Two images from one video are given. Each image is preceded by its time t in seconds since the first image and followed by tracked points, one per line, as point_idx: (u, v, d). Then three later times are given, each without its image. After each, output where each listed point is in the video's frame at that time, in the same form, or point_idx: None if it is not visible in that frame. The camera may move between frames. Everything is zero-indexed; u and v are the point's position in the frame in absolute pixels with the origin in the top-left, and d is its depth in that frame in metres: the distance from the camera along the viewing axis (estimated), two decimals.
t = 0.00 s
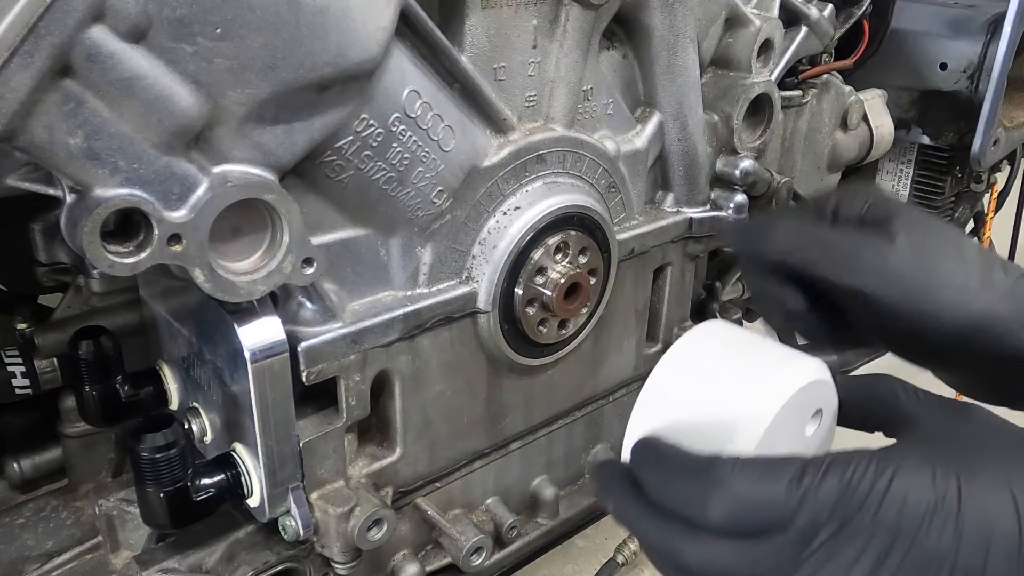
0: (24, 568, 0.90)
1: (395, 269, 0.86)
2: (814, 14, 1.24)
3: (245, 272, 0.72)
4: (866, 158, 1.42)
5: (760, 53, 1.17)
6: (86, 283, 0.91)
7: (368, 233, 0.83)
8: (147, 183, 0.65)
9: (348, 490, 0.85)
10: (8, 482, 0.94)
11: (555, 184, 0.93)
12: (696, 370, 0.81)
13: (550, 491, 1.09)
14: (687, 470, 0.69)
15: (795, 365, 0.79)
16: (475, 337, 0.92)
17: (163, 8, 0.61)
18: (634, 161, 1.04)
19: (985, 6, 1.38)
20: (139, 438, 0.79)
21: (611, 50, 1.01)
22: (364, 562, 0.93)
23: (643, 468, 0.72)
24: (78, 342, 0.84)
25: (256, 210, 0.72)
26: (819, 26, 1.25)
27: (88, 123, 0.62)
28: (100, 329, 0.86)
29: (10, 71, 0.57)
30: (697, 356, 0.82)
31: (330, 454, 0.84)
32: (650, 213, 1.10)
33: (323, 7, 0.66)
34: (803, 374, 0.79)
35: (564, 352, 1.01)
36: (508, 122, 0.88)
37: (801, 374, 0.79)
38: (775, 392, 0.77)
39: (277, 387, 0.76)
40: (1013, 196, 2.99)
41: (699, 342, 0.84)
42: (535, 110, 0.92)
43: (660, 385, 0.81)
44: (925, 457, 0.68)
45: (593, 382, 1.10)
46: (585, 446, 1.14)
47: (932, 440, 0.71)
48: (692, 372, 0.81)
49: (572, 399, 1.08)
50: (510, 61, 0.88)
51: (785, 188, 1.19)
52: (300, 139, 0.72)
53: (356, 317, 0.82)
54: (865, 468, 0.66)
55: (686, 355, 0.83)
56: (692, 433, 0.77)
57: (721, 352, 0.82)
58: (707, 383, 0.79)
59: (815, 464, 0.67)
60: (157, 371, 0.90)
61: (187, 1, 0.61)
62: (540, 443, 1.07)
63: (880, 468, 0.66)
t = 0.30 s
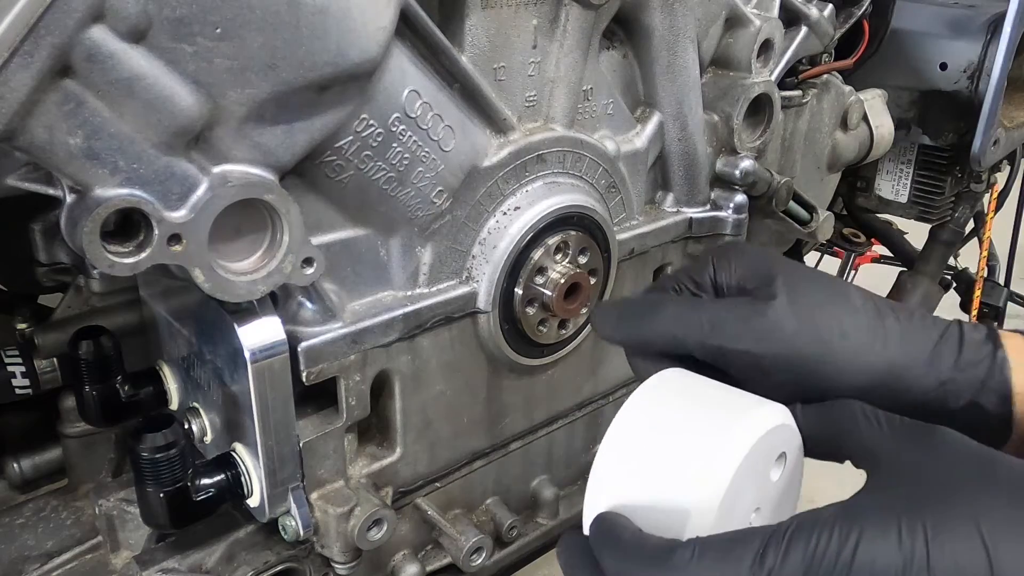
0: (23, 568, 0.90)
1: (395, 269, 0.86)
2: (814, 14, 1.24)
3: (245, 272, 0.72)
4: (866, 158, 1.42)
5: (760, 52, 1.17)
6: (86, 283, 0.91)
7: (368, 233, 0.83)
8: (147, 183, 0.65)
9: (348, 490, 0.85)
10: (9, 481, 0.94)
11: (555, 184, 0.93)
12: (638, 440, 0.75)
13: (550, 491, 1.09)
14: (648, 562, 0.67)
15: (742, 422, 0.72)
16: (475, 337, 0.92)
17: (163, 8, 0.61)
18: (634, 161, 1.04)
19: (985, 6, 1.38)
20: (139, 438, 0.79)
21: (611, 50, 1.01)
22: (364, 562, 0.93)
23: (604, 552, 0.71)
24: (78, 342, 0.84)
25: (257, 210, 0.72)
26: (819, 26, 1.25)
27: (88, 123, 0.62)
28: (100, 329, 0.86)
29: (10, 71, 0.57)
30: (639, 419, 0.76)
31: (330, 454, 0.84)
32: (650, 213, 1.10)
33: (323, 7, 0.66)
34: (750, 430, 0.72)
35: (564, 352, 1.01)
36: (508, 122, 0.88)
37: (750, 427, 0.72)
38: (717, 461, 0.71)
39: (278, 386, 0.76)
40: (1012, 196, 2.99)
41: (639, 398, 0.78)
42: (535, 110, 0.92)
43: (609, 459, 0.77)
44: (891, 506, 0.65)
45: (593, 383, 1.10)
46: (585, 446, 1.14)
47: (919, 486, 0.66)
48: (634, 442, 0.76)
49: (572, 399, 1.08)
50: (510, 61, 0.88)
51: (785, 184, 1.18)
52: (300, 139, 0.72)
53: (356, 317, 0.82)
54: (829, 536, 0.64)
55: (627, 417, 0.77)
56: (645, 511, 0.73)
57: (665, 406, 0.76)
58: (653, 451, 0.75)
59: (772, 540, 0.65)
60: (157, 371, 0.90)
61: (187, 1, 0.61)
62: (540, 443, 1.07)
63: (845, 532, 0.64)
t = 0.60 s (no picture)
0: (24, 569, 0.90)
1: (395, 269, 0.86)
2: (815, 14, 1.24)
3: (245, 272, 0.72)
4: (866, 158, 1.42)
5: (760, 53, 1.17)
6: (86, 283, 0.91)
7: (368, 233, 0.83)
8: (147, 183, 0.65)
9: (348, 490, 0.85)
10: (8, 482, 0.94)
11: (555, 184, 0.93)
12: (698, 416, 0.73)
13: (551, 491, 1.09)
14: (677, 501, 0.66)
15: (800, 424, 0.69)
16: (475, 337, 0.92)
17: (163, 7, 0.61)
18: (634, 161, 1.04)
19: (986, 6, 1.37)
20: (139, 438, 0.79)
21: (611, 50, 1.01)
22: (364, 562, 0.93)
23: (632, 495, 0.69)
24: (78, 342, 0.84)
25: (257, 210, 0.72)
26: (819, 26, 1.25)
27: (88, 123, 0.62)
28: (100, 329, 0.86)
29: (10, 70, 0.57)
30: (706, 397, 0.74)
31: (330, 454, 0.84)
32: (650, 213, 1.10)
33: (323, 7, 0.66)
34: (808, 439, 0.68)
35: (564, 352, 1.01)
36: (508, 122, 0.88)
37: (802, 431, 0.68)
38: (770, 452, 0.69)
39: (278, 387, 0.76)
40: (1012, 196, 2.99)
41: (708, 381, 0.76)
42: (535, 110, 0.92)
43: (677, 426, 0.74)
44: (944, 493, 0.64)
45: (593, 383, 1.10)
46: (585, 446, 1.14)
47: (929, 447, 0.71)
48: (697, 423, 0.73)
49: (573, 399, 1.08)
50: (509, 61, 0.88)
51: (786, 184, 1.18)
52: (300, 139, 0.72)
53: (356, 317, 0.82)
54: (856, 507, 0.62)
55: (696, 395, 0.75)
56: (691, 464, 0.71)
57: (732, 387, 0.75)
58: (722, 431, 0.71)
59: (804, 504, 0.63)
60: (157, 371, 0.90)
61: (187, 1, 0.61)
62: (540, 443, 1.07)
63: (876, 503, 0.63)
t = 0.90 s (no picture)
0: (24, 568, 0.89)
1: (395, 269, 0.86)
2: (815, 14, 1.24)
3: (245, 272, 0.72)
4: (866, 158, 1.42)
5: (760, 53, 1.17)
6: (86, 282, 0.91)
7: (368, 233, 0.83)
8: (147, 183, 0.65)
9: (348, 490, 0.85)
10: (9, 481, 0.96)
11: (555, 184, 0.93)
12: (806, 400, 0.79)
13: (551, 491, 1.09)
14: (775, 482, 0.75)
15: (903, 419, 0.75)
16: (475, 336, 0.92)
17: (163, 7, 0.61)
18: (634, 161, 1.04)
19: (986, 6, 1.37)
20: (139, 438, 0.79)
21: (611, 50, 1.01)
22: (364, 561, 0.93)
23: (741, 475, 0.78)
24: (78, 342, 0.84)
25: (257, 210, 0.72)
26: (819, 26, 1.25)
27: (88, 123, 0.62)
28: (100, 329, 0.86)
29: (9, 70, 0.57)
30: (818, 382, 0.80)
31: (330, 454, 0.84)
32: (650, 213, 1.10)
33: (324, 7, 0.66)
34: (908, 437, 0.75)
35: (564, 352, 1.01)
36: (508, 122, 0.88)
37: (910, 430, 0.74)
38: (869, 443, 0.75)
39: (278, 387, 0.76)
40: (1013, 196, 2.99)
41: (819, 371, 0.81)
42: (535, 110, 0.92)
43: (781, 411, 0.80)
44: None
45: (594, 383, 1.10)
46: (585, 446, 1.14)
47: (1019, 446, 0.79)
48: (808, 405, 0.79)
49: (573, 399, 1.08)
50: (509, 61, 0.88)
51: (785, 184, 1.18)
52: (300, 139, 0.72)
53: (356, 317, 0.82)
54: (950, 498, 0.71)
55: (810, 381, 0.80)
56: (791, 451, 0.79)
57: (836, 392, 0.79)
58: (823, 418, 0.77)
59: (896, 494, 0.71)
60: (157, 371, 0.90)
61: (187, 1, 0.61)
62: (541, 443, 1.07)
63: (970, 495, 0.72)
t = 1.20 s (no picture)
0: (24, 568, 0.88)
1: (395, 269, 0.86)
2: (815, 14, 1.24)
3: (245, 271, 0.72)
4: (866, 158, 1.42)
5: (760, 53, 1.17)
6: (86, 282, 0.91)
7: (368, 233, 0.83)
8: (147, 183, 0.65)
9: (347, 490, 0.85)
10: (9, 481, 0.96)
11: (555, 184, 0.93)
12: (849, 439, 0.73)
13: (551, 491, 1.09)
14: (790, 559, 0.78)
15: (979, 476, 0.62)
16: (475, 336, 0.92)
17: (163, 8, 0.61)
18: (633, 160, 1.04)
19: (986, 6, 1.37)
20: (139, 438, 0.79)
21: (611, 50, 1.01)
22: (364, 562, 0.93)
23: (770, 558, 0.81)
24: (78, 342, 0.84)
25: (257, 210, 0.72)
26: (819, 26, 1.25)
27: (88, 123, 0.62)
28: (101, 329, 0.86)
29: (9, 70, 0.57)
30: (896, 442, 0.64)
31: (330, 454, 0.84)
32: (650, 213, 1.10)
33: (323, 7, 0.66)
34: (988, 495, 0.61)
35: (564, 352, 1.01)
36: (508, 122, 0.88)
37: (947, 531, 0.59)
38: (938, 499, 0.61)
39: (278, 387, 0.76)
40: (1012, 196, 2.99)
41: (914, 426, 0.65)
42: (535, 110, 0.92)
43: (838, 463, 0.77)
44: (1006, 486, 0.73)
45: (593, 383, 1.10)
46: (585, 446, 1.14)
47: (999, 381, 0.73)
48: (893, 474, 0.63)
49: (573, 399, 1.08)
50: (509, 61, 0.88)
51: (785, 184, 1.18)
52: (301, 140, 0.72)
53: (356, 317, 0.82)
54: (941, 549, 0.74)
55: (886, 437, 0.64)
56: None
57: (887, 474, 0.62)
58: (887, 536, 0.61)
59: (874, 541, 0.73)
60: (157, 371, 0.90)
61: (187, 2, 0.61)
62: (541, 443, 1.07)
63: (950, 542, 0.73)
